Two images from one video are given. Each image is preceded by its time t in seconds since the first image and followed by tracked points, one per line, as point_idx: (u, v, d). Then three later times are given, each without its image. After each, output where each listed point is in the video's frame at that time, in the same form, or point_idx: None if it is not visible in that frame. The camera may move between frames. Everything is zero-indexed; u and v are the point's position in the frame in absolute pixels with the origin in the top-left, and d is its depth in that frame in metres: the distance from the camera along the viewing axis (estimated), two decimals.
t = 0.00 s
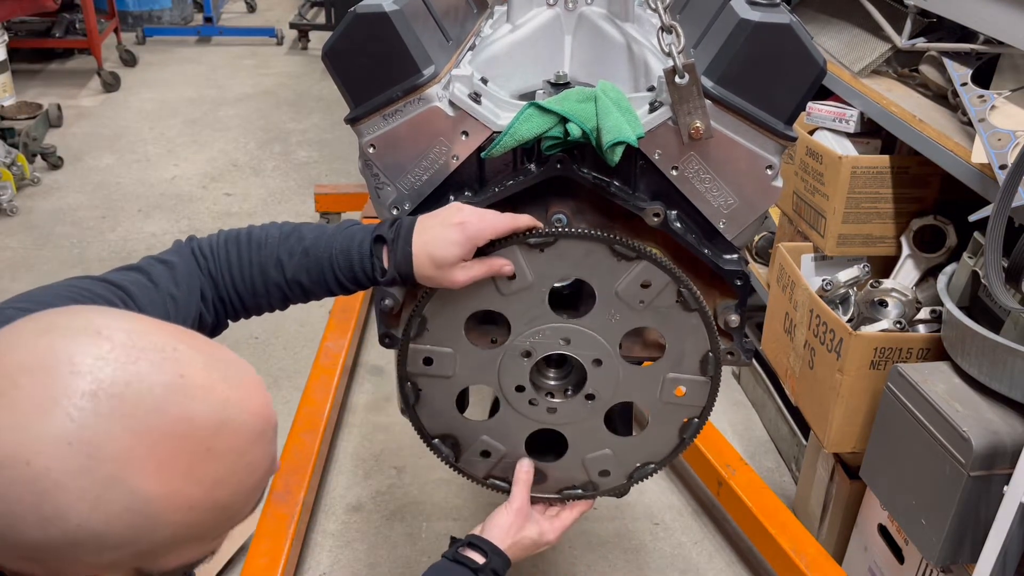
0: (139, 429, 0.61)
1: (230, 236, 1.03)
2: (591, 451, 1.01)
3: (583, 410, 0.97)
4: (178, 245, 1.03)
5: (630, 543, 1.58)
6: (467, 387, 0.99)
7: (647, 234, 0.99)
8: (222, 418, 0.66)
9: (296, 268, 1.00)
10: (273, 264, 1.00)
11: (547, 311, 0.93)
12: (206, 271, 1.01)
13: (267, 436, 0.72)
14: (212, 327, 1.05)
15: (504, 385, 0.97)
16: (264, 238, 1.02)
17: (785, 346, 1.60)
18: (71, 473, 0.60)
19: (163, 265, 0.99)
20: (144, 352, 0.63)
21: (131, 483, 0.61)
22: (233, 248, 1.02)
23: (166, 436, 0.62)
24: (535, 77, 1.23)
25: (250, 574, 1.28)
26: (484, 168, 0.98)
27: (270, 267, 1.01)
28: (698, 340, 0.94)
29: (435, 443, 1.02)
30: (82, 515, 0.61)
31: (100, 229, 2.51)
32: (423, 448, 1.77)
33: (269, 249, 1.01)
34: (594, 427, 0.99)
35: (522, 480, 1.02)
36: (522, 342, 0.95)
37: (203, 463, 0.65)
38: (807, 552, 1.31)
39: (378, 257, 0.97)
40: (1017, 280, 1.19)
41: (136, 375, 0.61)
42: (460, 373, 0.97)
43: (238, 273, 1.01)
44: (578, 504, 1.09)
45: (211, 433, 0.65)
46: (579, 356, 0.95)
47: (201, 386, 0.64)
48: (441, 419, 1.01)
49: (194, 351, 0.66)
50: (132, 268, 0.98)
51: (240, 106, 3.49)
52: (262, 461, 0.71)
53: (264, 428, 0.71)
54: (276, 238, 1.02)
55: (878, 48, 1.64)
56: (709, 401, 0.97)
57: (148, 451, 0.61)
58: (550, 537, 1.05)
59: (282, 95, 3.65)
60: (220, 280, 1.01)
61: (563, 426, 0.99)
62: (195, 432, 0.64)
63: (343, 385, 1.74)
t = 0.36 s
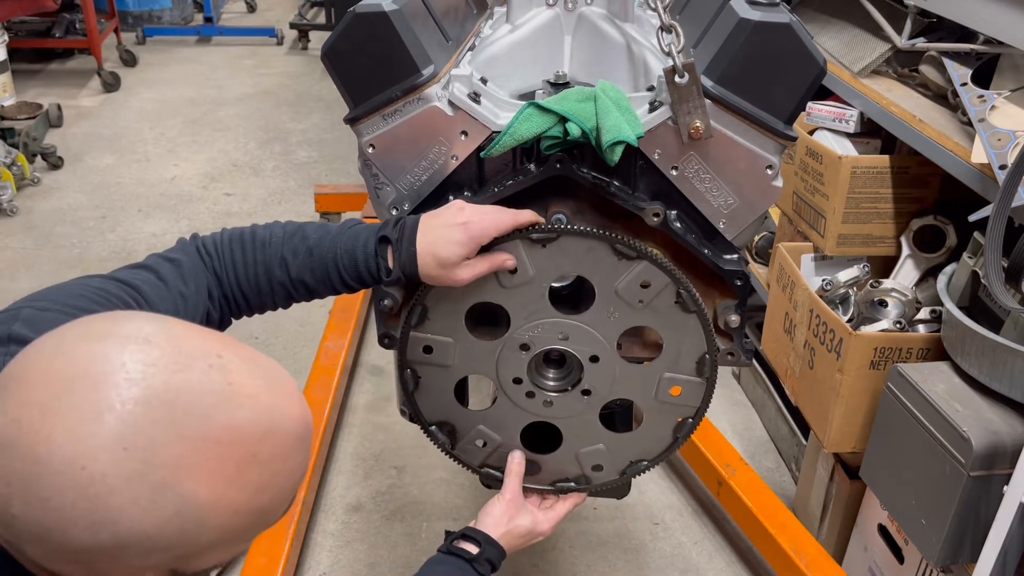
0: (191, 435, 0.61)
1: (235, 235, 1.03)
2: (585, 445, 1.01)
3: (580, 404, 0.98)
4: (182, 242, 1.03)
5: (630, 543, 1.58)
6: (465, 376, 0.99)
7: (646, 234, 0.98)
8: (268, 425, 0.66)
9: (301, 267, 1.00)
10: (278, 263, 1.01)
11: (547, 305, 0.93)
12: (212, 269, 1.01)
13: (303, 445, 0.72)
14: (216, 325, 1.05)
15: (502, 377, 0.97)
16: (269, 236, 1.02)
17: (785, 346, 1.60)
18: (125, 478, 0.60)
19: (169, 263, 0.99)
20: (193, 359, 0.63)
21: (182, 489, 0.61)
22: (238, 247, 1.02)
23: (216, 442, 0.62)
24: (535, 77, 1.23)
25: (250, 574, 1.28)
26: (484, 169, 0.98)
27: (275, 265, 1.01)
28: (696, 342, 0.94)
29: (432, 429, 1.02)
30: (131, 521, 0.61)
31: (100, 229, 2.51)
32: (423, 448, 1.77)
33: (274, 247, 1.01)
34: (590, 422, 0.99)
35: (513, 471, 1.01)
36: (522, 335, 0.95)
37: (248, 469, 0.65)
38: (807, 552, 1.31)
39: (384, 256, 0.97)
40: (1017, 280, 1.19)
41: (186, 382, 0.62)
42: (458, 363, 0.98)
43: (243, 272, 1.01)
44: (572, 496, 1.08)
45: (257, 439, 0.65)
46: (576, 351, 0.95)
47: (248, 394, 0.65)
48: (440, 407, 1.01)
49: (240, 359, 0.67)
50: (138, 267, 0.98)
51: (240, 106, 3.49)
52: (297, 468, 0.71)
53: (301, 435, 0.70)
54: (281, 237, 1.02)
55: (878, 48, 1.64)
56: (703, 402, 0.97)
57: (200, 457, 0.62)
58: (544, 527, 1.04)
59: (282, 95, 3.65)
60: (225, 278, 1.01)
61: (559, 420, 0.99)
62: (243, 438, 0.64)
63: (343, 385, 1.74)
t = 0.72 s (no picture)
0: (214, 429, 0.62)
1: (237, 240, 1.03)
2: (586, 453, 1.01)
3: (581, 413, 0.98)
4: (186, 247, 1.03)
5: (630, 543, 1.58)
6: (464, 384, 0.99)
7: (647, 234, 0.99)
8: (288, 421, 0.66)
9: (299, 274, 1.00)
10: (277, 269, 1.01)
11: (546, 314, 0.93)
12: (213, 273, 1.01)
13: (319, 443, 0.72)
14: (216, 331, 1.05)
15: (502, 385, 0.98)
16: (269, 242, 1.02)
17: (785, 346, 1.60)
18: (151, 471, 0.60)
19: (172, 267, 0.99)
20: (215, 355, 0.64)
21: (206, 482, 0.61)
22: (239, 251, 1.02)
23: (239, 437, 0.63)
24: (535, 77, 1.23)
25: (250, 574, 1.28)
26: (484, 169, 0.98)
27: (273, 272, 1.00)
28: (695, 352, 0.94)
29: (433, 436, 1.03)
30: (155, 514, 0.61)
31: (100, 229, 2.51)
32: (423, 448, 1.77)
33: (273, 253, 1.01)
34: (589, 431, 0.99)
35: (515, 477, 1.01)
36: (519, 343, 0.95)
37: (268, 465, 0.65)
38: (807, 552, 1.31)
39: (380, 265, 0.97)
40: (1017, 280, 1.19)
41: (209, 377, 0.62)
42: (457, 372, 0.98)
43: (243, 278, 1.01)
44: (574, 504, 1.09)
45: (279, 435, 0.65)
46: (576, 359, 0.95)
47: (269, 389, 0.66)
48: (440, 414, 1.02)
49: (259, 356, 0.67)
50: (141, 271, 0.98)
51: (240, 106, 3.49)
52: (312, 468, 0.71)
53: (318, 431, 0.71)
54: (282, 242, 1.02)
55: (878, 48, 1.64)
56: (702, 412, 0.96)
57: (224, 451, 0.62)
58: (544, 534, 1.04)
59: (282, 95, 3.65)
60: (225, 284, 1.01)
61: (559, 428, 0.99)
62: (265, 433, 0.64)
63: (343, 385, 1.74)
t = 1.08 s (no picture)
0: (207, 423, 0.61)
1: (231, 265, 1.01)
2: (615, 500, 0.97)
3: (599, 462, 0.94)
4: (186, 261, 1.03)
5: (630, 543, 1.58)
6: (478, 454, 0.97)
7: (648, 234, 0.99)
8: (282, 413, 0.66)
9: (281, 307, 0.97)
10: (260, 298, 0.98)
11: (547, 370, 0.90)
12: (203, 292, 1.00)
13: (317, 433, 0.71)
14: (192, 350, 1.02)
15: (512, 448, 0.95)
16: (259, 270, 1.00)
17: (785, 346, 1.60)
18: (146, 466, 0.59)
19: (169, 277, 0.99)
20: (208, 349, 0.64)
21: (200, 477, 0.61)
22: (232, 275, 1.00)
23: (232, 430, 0.62)
24: (535, 77, 1.23)
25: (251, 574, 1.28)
26: (485, 168, 0.98)
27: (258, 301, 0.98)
28: (700, 380, 0.89)
29: (454, 512, 1.00)
30: (151, 509, 0.61)
31: (100, 229, 2.51)
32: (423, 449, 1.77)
33: (260, 284, 0.99)
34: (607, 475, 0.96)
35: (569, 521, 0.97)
36: (522, 401, 0.92)
37: (265, 458, 0.65)
38: (807, 552, 1.31)
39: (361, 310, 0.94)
40: (1017, 280, 1.19)
41: (200, 371, 0.62)
42: (467, 441, 0.95)
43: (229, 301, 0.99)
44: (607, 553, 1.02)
45: (272, 428, 0.65)
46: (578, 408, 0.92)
47: (262, 383, 0.65)
48: (457, 488, 0.99)
49: (253, 349, 0.67)
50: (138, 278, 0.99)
51: (240, 106, 3.49)
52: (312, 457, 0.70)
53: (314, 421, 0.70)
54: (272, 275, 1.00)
55: (878, 48, 1.64)
56: (722, 435, 0.91)
57: (218, 446, 0.62)
58: None
59: (282, 95, 3.65)
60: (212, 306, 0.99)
61: (577, 480, 0.96)
62: (259, 427, 0.64)
63: (343, 385, 1.74)
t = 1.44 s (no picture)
0: (105, 317, 0.58)
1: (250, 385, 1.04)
2: None
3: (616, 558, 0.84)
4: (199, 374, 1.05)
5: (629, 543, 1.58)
6: (479, 567, 0.87)
7: (647, 234, 0.99)
8: (186, 316, 0.62)
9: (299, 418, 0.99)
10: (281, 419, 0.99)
11: (562, 505, 0.79)
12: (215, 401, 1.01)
13: (239, 347, 0.67)
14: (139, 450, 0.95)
15: (523, 563, 0.87)
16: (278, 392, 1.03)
17: (785, 345, 1.60)
18: (42, 356, 0.57)
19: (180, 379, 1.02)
20: (109, 259, 0.61)
21: (96, 372, 0.58)
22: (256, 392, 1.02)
23: (130, 326, 0.59)
24: (535, 76, 1.23)
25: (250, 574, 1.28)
26: (485, 169, 0.98)
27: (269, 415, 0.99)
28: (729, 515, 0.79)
29: None
30: (47, 405, 0.57)
31: (100, 229, 2.51)
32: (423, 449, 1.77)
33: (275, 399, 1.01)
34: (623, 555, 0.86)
35: None
36: (532, 528, 0.82)
37: (169, 357, 0.60)
38: (807, 552, 1.31)
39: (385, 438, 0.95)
40: (1017, 280, 1.19)
41: (102, 268, 0.60)
42: (470, 556, 0.85)
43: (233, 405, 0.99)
44: None
45: (178, 327, 0.61)
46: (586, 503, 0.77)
47: (169, 285, 0.62)
48: None
49: (166, 259, 0.65)
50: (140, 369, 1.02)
51: (240, 106, 3.49)
52: (234, 370, 0.66)
53: (231, 334, 0.66)
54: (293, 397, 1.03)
55: (878, 48, 1.64)
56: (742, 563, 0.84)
57: (116, 341, 0.58)
58: None
59: (282, 95, 3.66)
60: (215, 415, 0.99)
61: None
62: (161, 324, 0.60)
63: (343, 385, 1.74)
